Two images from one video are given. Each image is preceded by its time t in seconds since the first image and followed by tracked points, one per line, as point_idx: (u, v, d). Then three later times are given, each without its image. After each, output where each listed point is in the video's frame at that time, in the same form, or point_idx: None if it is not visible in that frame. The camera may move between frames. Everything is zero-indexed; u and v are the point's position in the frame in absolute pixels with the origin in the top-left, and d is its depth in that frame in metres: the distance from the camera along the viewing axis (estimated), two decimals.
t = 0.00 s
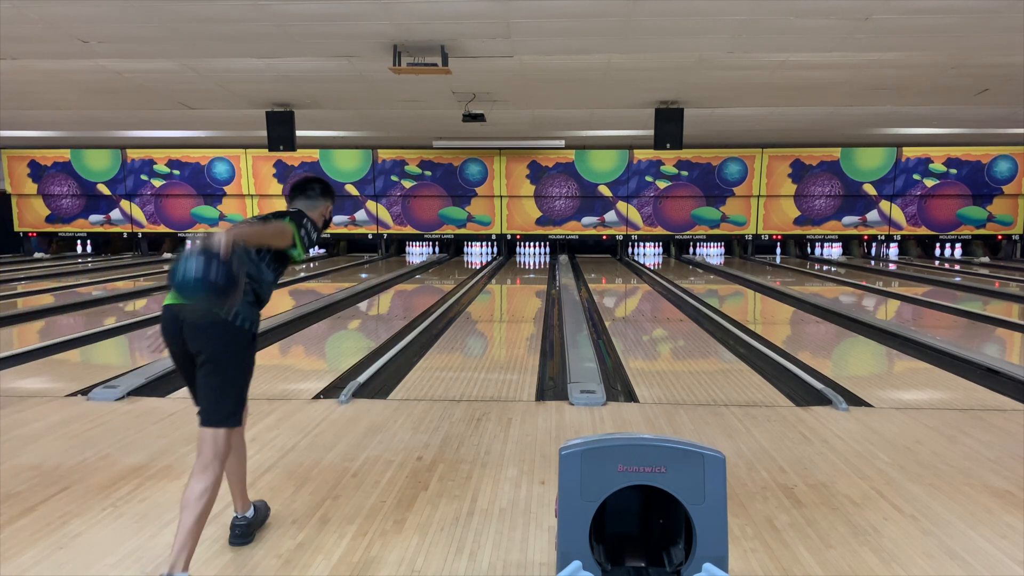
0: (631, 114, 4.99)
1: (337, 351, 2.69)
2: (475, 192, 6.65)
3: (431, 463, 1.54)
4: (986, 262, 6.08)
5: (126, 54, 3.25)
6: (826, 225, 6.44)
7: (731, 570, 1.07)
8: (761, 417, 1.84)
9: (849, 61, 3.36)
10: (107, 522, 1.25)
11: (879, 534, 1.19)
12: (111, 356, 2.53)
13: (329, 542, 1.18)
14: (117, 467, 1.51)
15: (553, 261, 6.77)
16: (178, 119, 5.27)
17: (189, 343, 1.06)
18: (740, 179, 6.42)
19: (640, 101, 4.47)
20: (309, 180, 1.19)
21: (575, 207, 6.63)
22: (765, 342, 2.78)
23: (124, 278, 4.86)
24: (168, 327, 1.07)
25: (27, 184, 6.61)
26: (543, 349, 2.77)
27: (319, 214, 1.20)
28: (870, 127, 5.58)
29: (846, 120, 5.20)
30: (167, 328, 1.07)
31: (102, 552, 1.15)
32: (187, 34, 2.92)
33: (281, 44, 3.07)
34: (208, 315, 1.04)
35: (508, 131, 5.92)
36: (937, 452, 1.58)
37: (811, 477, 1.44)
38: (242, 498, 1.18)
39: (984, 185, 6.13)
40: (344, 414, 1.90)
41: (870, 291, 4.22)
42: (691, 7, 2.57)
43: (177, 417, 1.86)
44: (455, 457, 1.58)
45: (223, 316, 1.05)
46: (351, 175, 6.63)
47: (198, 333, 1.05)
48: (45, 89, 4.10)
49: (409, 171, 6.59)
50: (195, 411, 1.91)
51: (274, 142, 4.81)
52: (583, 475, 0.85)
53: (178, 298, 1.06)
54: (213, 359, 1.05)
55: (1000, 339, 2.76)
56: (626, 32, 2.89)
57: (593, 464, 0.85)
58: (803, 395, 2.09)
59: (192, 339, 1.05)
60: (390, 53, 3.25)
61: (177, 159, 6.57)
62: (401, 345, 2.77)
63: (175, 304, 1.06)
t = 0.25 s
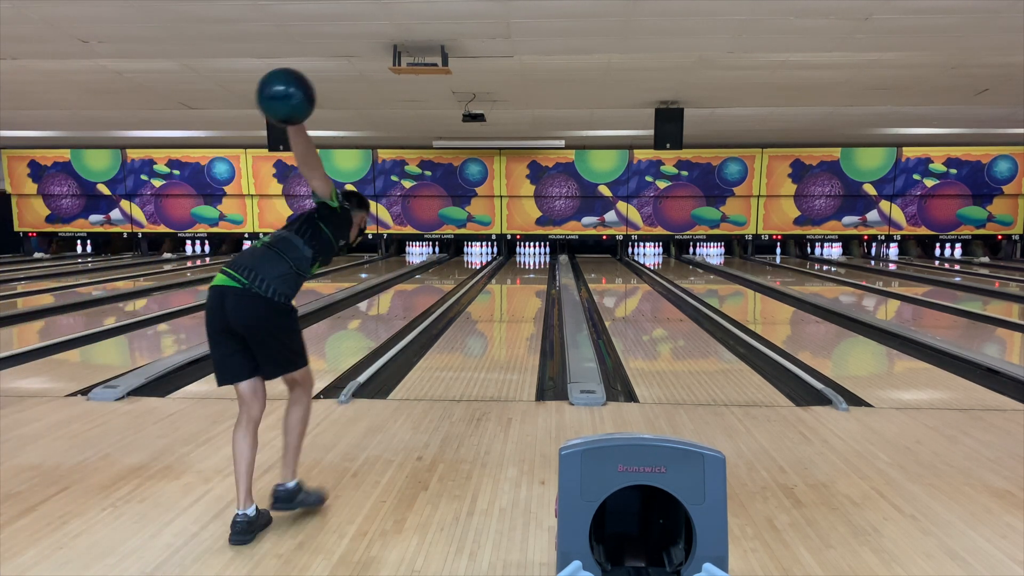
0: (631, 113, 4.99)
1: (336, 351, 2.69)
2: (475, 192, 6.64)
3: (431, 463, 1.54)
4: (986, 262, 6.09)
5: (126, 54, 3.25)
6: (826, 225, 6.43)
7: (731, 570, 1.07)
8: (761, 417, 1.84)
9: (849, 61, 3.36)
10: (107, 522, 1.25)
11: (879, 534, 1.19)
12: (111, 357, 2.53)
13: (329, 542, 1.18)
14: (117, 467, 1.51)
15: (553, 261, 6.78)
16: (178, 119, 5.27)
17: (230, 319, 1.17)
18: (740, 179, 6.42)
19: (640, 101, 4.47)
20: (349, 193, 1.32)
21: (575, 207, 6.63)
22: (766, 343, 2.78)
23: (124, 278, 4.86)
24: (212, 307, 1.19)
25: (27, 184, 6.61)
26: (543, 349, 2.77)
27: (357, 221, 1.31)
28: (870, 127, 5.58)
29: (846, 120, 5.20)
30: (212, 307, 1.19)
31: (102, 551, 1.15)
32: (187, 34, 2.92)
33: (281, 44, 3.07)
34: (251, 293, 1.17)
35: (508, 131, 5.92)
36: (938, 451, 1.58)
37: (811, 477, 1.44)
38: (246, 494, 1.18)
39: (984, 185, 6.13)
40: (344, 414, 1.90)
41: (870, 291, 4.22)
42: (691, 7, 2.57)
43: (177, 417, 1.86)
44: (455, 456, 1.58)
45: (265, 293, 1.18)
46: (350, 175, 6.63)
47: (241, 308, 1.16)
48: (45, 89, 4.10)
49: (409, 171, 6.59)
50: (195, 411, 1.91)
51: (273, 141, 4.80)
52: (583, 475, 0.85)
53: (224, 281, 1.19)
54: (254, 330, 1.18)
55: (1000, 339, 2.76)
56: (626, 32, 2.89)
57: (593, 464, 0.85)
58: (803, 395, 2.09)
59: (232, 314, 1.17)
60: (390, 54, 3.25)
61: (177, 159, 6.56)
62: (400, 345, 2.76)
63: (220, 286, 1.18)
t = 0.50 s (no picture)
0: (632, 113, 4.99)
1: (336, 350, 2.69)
2: (475, 192, 6.65)
3: (431, 463, 1.54)
4: (986, 262, 6.08)
5: (126, 54, 3.25)
6: (826, 225, 6.44)
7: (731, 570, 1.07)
8: (761, 417, 1.84)
9: (849, 61, 3.36)
10: (107, 522, 1.25)
11: (879, 534, 1.19)
12: (111, 357, 2.53)
13: (329, 541, 1.18)
14: (117, 467, 1.51)
15: (553, 261, 6.78)
16: (178, 119, 5.27)
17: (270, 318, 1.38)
18: (740, 179, 6.42)
19: (640, 101, 4.47)
20: (386, 218, 1.48)
21: (575, 207, 6.63)
22: (766, 342, 2.78)
23: (124, 278, 4.86)
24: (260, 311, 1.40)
25: (27, 184, 6.61)
26: (544, 349, 2.77)
27: (388, 243, 1.46)
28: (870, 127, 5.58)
29: (846, 120, 5.19)
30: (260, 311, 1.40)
31: (102, 551, 1.15)
32: (187, 34, 2.92)
33: (281, 44, 3.07)
34: (291, 299, 1.36)
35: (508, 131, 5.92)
36: (937, 451, 1.58)
37: (811, 477, 1.44)
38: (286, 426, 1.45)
39: (984, 185, 6.13)
40: (344, 414, 1.90)
41: (870, 291, 4.22)
42: (691, 7, 2.57)
43: (177, 417, 1.86)
44: (455, 456, 1.58)
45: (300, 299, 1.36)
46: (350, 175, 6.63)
47: (279, 310, 1.36)
48: (46, 89, 4.10)
49: (409, 171, 6.59)
50: (195, 411, 1.91)
51: (273, 142, 4.80)
52: (583, 475, 0.85)
53: (272, 292, 1.40)
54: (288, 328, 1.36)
55: (1000, 339, 2.76)
56: (626, 32, 2.89)
57: (593, 464, 0.85)
58: (803, 395, 2.09)
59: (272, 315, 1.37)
60: (390, 54, 3.24)
61: (177, 159, 6.56)
62: (401, 345, 2.76)
63: (268, 295, 1.40)
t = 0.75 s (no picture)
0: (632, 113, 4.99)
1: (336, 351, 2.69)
2: (475, 192, 6.65)
3: (431, 463, 1.54)
4: (986, 262, 6.08)
5: (126, 54, 3.25)
6: (826, 225, 6.44)
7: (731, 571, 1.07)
8: (761, 417, 1.84)
9: (849, 61, 3.36)
10: (107, 522, 1.25)
11: (879, 534, 1.19)
12: (111, 357, 2.53)
13: (329, 541, 1.18)
14: (117, 467, 1.51)
15: (553, 261, 6.78)
16: (178, 119, 5.27)
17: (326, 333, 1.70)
18: (740, 179, 6.42)
19: (640, 101, 4.47)
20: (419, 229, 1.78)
21: (575, 207, 6.63)
22: (766, 343, 2.78)
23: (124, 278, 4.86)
24: (318, 318, 1.71)
25: (27, 184, 6.61)
26: (544, 349, 2.77)
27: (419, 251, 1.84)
28: (870, 127, 5.58)
29: (846, 120, 5.19)
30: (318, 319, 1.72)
31: (102, 551, 1.15)
32: (187, 34, 2.92)
33: (281, 44, 3.07)
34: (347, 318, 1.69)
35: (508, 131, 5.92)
36: (938, 452, 1.58)
37: (811, 477, 1.44)
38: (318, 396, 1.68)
39: (984, 185, 6.13)
40: (344, 414, 1.90)
41: (870, 291, 4.22)
42: (691, 7, 2.57)
43: (177, 417, 1.86)
44: (455, 456, 1.58)
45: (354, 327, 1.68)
46: (350, 174, 6.63)
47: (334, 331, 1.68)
48: (46, 89, 4.10)
49: (409, 171, 6.59)
50: (195, 411, 1.91)
51: (273, 142, 4.80)
52: (582, 475, 0.85)
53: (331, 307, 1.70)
54: (341, 344, 1.68)
55: (1000, 339, 2.76)
56: (626, 32, 2.89)
57: (592, 464, 0.85)
58: (803, 395, 2.09)
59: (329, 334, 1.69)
60: (390, 53, 3.24)
61: (177, 159, 6.56)
62: (401, 345, 2.76)
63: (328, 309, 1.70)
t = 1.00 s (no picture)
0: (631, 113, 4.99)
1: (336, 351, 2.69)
2: (475, 192, 6.65)
3: (431, 463, 1.54)
4: (986, 262, 6.08)
5: (127, 54, 3.25)
6: (825, 225, 6.44)
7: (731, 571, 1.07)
8: (762, 417, 1.84)
9: (849, 61, 3.36)
10: (107, 522, 1.25)
11: (880, 534, 1.19)
12: (111, 357, 2.53)
13: (329, 541, 1.18)
14: (117, 467, 1.51)
15: (553, 261, 6.78)
16: (178, 119, 5.27)
17: (337, 313, 1.78)
18: (740, 179, 6.42)
19: (640, 101, 4.47)
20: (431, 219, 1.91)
21: (575, 207, 6.63)
22: (766, 342, 2.78)
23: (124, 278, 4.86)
24: (330, 299, 1.80)
25: (27, 184, 6.61)
26: (544, 349, 2.77)
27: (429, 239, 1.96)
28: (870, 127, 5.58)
29: (847, 120, 5.19)
30: (330, 298, 1.80)
31: (102, 552, 1.15)
32: (187, 34, 2.92)
33: (281, 44, 3.07)
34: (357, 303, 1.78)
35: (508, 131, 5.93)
36: (937, 452, 1.58)
37: (811, 477, 1.44)
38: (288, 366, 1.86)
39: (984, 185, 6.13)
40: (345, 414, 1.90)
41: (870, 291, 4.22)
42: (691, 7, 2.57)
43: (177, 417, 1.86)
44: (455, 456, 1.58)
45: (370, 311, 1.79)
46: (350, 174, 6.63)
47: (347, 312, 1.78)
48: (46, 89, 4.10)
49: (409, 171, 6.59)
50: (195, 411, 1.91)
51: (273, 142, 4.79)
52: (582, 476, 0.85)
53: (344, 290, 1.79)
54: (347, 326, 1.78)
55: (1000, 339, 2.75)
56: (626, 32, 2.89)
57: (592, 465, 0.85)
58: (803, 395, 2.09)
59: (340, 314, 1.78)
60: (390, 53, 3.24)
61: (177, 159, 6.56)
62: (401, 345, 2.77)
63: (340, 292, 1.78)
